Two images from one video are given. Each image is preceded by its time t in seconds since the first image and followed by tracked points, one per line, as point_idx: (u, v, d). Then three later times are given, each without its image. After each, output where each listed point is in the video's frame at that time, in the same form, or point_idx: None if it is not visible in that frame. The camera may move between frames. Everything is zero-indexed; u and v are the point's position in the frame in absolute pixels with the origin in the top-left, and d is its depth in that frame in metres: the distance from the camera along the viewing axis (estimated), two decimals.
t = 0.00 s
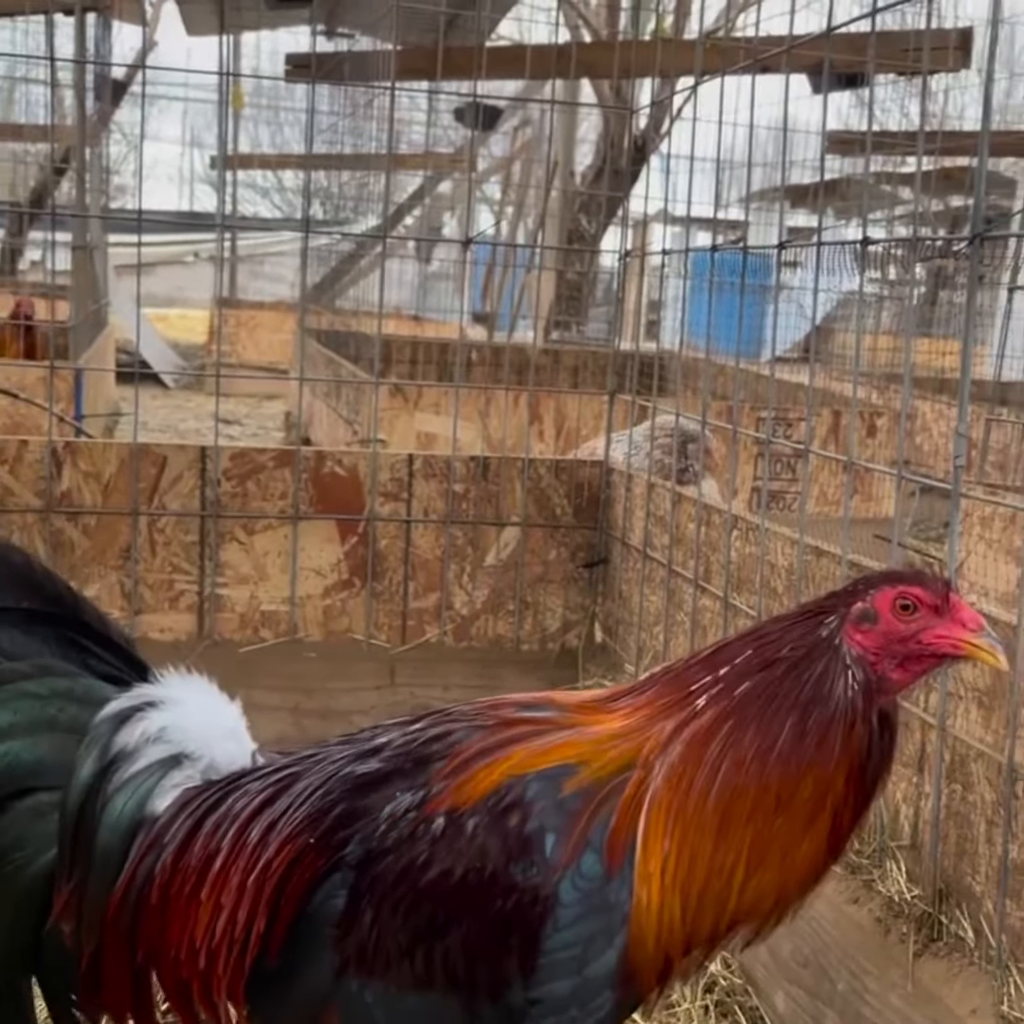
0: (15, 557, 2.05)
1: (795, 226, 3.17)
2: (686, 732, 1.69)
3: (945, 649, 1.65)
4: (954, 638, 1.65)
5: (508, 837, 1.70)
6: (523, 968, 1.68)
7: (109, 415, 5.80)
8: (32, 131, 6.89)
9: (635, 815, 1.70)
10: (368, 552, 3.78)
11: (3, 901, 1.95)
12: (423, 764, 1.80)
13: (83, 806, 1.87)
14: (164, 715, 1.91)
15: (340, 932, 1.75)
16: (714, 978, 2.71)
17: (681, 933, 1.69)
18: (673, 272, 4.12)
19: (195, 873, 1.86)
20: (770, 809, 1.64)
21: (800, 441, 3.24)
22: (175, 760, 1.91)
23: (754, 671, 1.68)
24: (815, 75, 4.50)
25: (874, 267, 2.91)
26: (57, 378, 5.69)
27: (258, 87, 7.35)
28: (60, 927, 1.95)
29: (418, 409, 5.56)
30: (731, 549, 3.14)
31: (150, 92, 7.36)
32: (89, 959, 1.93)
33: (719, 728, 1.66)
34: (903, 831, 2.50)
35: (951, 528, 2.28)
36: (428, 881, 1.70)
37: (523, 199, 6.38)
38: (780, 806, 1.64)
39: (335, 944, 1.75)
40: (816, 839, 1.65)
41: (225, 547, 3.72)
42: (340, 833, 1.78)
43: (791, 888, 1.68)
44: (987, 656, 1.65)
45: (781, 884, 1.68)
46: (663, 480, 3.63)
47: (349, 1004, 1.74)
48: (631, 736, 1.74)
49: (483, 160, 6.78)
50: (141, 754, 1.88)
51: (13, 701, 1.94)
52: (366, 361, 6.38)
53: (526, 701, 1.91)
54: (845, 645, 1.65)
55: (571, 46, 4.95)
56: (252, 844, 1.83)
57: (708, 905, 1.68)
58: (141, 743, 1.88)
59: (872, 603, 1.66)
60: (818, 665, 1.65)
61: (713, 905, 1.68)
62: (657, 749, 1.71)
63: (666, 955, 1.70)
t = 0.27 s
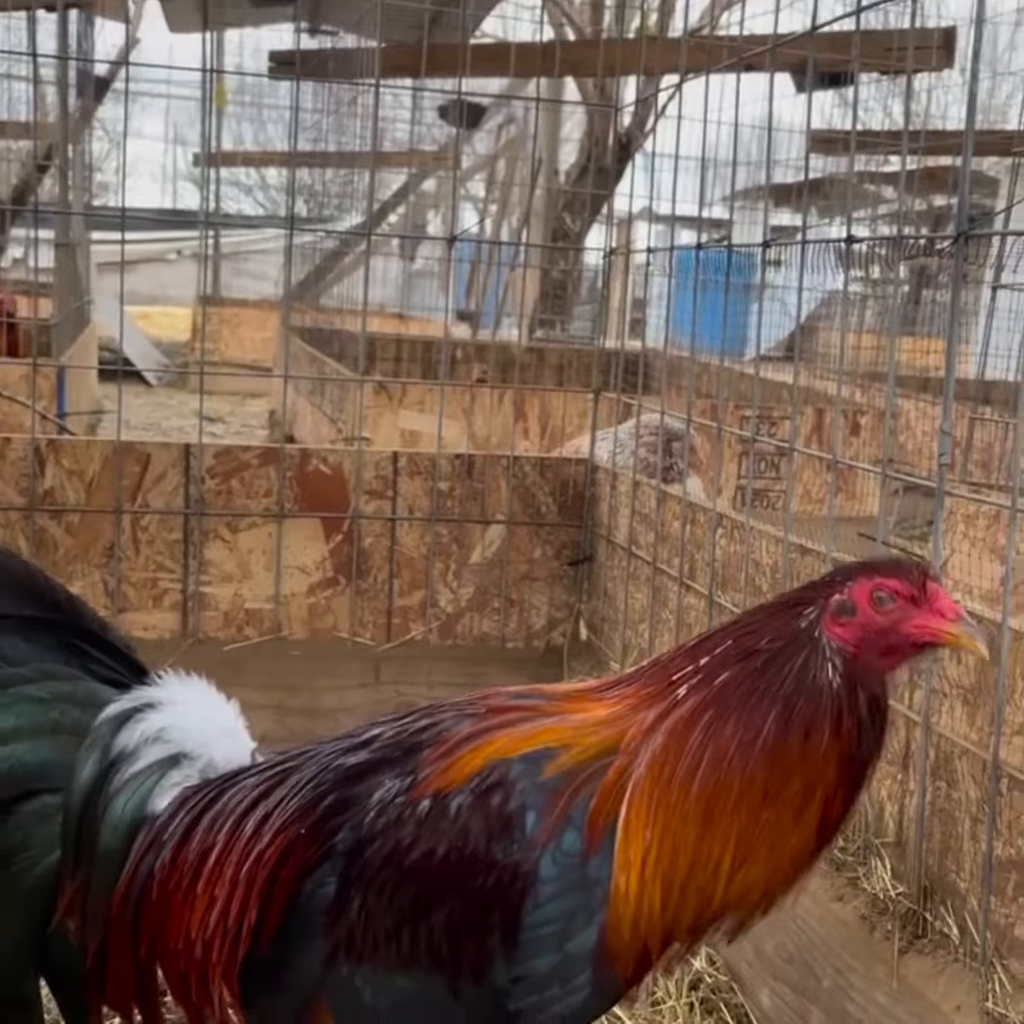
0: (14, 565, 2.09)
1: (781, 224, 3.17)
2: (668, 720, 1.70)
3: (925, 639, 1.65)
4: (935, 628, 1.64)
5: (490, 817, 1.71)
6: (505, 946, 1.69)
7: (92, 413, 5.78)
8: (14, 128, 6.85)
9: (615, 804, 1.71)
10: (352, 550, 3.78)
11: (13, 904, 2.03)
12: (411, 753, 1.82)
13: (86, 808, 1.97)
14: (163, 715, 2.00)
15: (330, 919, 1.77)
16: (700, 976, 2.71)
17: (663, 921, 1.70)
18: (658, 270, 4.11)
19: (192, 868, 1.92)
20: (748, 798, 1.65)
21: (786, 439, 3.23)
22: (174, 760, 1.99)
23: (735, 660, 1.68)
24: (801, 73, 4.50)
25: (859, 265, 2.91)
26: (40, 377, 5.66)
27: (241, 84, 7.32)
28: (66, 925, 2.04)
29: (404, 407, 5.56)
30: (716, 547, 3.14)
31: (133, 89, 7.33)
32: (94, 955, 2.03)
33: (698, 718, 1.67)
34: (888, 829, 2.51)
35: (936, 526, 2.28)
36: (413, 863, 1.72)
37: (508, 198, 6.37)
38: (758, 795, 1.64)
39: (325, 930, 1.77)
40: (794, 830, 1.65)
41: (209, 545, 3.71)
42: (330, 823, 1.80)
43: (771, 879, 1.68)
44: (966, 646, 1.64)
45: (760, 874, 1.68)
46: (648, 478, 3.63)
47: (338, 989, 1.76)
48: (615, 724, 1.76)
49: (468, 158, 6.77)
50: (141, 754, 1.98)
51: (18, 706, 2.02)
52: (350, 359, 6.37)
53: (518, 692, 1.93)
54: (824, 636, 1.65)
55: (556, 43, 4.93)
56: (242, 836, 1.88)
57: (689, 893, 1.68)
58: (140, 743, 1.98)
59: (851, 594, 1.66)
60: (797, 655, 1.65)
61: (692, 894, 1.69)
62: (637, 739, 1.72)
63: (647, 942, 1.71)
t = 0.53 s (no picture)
0: (89, 563, 2.15)
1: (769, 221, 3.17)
2: (670, 700, 1.73)
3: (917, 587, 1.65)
4: (923, 576, 1.64)
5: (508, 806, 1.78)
6: (517, 933, 1.75)
7: (79, 410, 5.77)
8: None
9: (627, 789, 1.74)
10: (341, 547, 3.77)
11: (63, 886, 2.10)
12: (440, 748, 1.91)
13: (136, 795, 2.02)
14: (216, 706, 2.04)
15: (356, 904, 1.84)
16: (689, 971, 2.75)
17: (685, 901, 1.72)
18: (647, 266, 4.10)
19: (231, 854, 1.97)
20: (753, 768, 1.66)
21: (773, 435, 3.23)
22: (224, 750, 2.04)
23: (728, 631, 1.70)
24: (789, 69, 4.49)
25: (848, 262, 2.90)
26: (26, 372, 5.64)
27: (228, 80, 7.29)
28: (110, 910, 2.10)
29: (391, 403, 5.56)
30: (705, 543, 3.14)
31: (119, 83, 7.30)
32: (139, 938, 2.08)
33: (697, 696, 1.69)
34: (877, 824, 2.51)
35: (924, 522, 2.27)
36: (432, 849, 1.79)
37: (496, 194, 6.36)
38: (762, 763, 1.66)
39: (352, 915, 1.84)
40: (803, 794, 1.66)
41: (198, 540, 3.70)
42: (360, 811, 1.87)
43: (787, 846, 1.69)
44: (957, 590, 1.64)
45: (776, 841, 1.69)
46: (637, 474, 3.63)
47: (360, 974, 1.83)
48: (625, 712, 1.81)
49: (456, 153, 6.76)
50: (193, 743, 2.02)
51: (80, 696, 2.06)
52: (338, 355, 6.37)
53: (548, 699, 2.01)
54: (813, 592, 1.65)
55: (544, 39, 4.92)
56: (275, 823, 1.93)
57: (707, 871, 1.71)
58: (193, 733, 2.01)
59: (837, 548, 1.66)
60: (787, 617, 1.66)
61: (709, 870, 1.71)
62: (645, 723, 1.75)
63: (673, 923, 1.73)
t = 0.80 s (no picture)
0: (115, 553, 2.21)
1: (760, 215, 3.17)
2: (663, 696, 1.74)
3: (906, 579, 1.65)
4: (912, 568, 1.64)
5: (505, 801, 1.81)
6: (511, 926, 1.77)
7: (69, 404, 5.76)
8: None
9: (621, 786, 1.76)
10: (331, 540, 3.77)
11: (78, 871, 2.14)
12: (441, 744, 1.95)
13: (150, 784, 2.05)
14: (228, 698, 2.09)
15: (358, 895, 1.89)
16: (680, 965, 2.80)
17: (680, 899, 1.72)
18: (637, 259, 4.08)
19: (239, 845, 2.01)
20: (747, 762, 1.67)
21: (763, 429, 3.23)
22: (236, 742, 2.09)
23: (719, 626, 1.71)
24: (779, 63, 4.49)
25: (838, 255, 2.89)
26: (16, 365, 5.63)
27: (218, 73, 7.26)
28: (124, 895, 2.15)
29: (382, 397, 5.57)
30: (696, 537, 3.14)
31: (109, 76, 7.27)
32: (149, 924, 2.12)
33: (690, 690, 1.70)
34: (865, 817, 2.51)
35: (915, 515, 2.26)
36: (430, 841, 1.82)
37: (487, 187, 6.36)
38: (756, 757, 1.66)
39: (353, 904, 1.89)
40: (798, 787, 1.67)
41: (188, 534, 3.69)
42: (363, 804, 1.92)
43: (783, 840, 1.70)
44: (947, 583, 1.64)
45: (771, 834, 1.70)
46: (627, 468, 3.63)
47: (359, 964, 1.87)
48: (618, 711, 1.83)
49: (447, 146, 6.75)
50: (207, 734, 2.06)
51: (101, 682, 2.08)
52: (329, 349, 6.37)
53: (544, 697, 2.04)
54: (803, 585, 1.66)
55: (535, 31, 4.91)
56: (282, 815, 1.98)
57: (701, 867, 1.71)
58: (206, 725, 2.05)
59: (826, 540, 1.66)
60: (777, 609, 1.66)
61: (704, 865, 1.71)
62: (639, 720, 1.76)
63: (668, 921, 1.73)
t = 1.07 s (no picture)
0: (130, 552, 2.27)
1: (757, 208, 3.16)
2: (656, 684, 1.74)
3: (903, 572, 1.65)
4: (909, 561, 1.64)
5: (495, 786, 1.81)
6: (499, 911, 1.76)
7: (65, 398, 5.75)
8: None
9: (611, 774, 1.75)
10: (328, 534, 3.76)
11: (87, 861, 2.14)
12: (437, 732, 1.95)
13: (156, 775, 2.05)
14: (232, 690, 2.09)
15: (353, 882, 1.90)
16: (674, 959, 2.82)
17: (665, 887, 1.72)
18: (634, 253, 4.07)
19: (240, 835, 2.01)
20: (737, 752, 1.67)
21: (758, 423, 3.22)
22: (239, 734, 2.09)
23: (714, 615, 1.70)
24: (775, 57, 4.48)
25: (835, 250, 2.89)
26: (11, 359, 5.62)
27: (214, 67, 7.25)
28: (131, 884, 2.16)
29: (379, 392, 5.56)
30: (693, 530, 3.14)
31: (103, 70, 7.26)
32: (154, 914, 2.13)
33: (683, 678, 1.70)
34: (863, 810, 2.51)
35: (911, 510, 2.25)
36: (421, 826, 1.82)
37: (483, 181, 6.35)
38: (747, 747, 1.66)
39: (348, 892, 1.90)
40: (787, 779, 1.67)
41: (184, 528, 3.69)
42: (359, 793, 1.93)
43: (771, 830, 1.70)
44: (943, 577, 1.64)
45: (759, 825, 1.70)
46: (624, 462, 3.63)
47: (353, 950, 1.88)
48: (611, 699, 1.83)
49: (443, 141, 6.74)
50: (210, 727, 2.06)
51: (110, 679, 2.08)
52: (325, 343, 6.37)
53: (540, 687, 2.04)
54: (800, 577, 1.66)
55: (531, 26, 4.91)
56: (278, 805, 1.98)
57: (688, 856, 1.71)
58: (209, 717, 2.05)
59: (825, 531, 1.66)
60: (773, 601, 1.66)
61: (691, 854, 1.71)
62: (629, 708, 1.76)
63: (651, 911, 1.73)
